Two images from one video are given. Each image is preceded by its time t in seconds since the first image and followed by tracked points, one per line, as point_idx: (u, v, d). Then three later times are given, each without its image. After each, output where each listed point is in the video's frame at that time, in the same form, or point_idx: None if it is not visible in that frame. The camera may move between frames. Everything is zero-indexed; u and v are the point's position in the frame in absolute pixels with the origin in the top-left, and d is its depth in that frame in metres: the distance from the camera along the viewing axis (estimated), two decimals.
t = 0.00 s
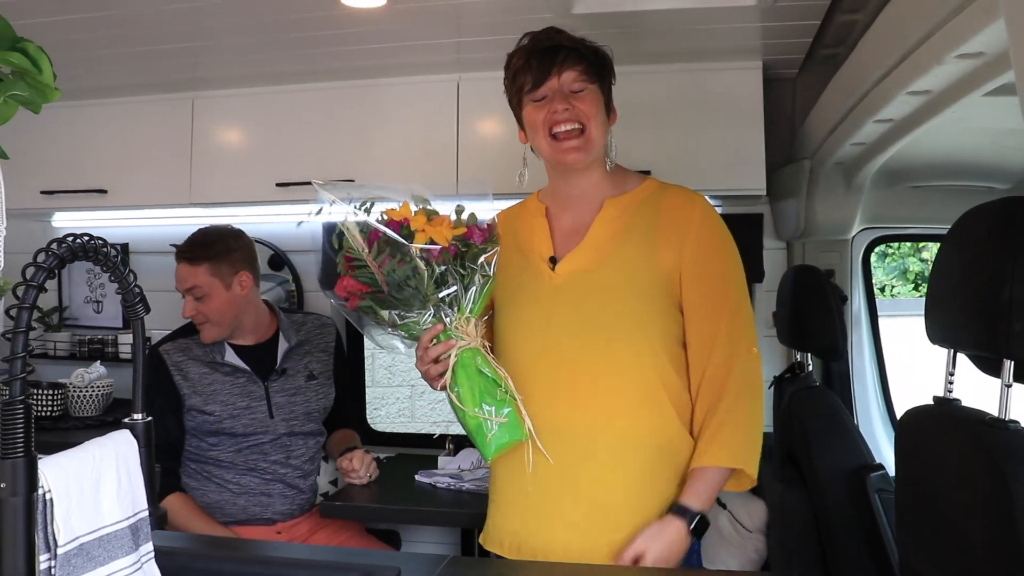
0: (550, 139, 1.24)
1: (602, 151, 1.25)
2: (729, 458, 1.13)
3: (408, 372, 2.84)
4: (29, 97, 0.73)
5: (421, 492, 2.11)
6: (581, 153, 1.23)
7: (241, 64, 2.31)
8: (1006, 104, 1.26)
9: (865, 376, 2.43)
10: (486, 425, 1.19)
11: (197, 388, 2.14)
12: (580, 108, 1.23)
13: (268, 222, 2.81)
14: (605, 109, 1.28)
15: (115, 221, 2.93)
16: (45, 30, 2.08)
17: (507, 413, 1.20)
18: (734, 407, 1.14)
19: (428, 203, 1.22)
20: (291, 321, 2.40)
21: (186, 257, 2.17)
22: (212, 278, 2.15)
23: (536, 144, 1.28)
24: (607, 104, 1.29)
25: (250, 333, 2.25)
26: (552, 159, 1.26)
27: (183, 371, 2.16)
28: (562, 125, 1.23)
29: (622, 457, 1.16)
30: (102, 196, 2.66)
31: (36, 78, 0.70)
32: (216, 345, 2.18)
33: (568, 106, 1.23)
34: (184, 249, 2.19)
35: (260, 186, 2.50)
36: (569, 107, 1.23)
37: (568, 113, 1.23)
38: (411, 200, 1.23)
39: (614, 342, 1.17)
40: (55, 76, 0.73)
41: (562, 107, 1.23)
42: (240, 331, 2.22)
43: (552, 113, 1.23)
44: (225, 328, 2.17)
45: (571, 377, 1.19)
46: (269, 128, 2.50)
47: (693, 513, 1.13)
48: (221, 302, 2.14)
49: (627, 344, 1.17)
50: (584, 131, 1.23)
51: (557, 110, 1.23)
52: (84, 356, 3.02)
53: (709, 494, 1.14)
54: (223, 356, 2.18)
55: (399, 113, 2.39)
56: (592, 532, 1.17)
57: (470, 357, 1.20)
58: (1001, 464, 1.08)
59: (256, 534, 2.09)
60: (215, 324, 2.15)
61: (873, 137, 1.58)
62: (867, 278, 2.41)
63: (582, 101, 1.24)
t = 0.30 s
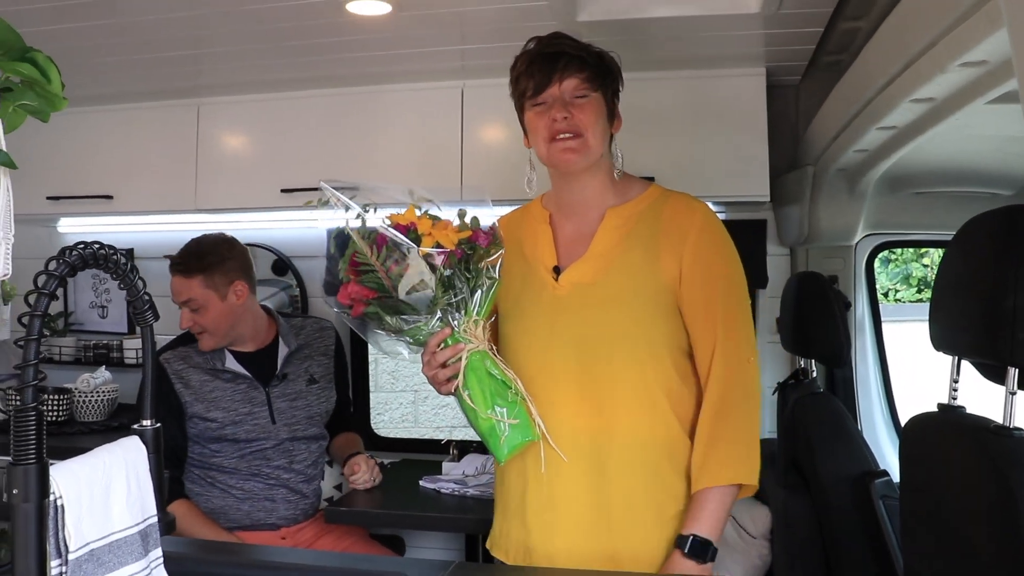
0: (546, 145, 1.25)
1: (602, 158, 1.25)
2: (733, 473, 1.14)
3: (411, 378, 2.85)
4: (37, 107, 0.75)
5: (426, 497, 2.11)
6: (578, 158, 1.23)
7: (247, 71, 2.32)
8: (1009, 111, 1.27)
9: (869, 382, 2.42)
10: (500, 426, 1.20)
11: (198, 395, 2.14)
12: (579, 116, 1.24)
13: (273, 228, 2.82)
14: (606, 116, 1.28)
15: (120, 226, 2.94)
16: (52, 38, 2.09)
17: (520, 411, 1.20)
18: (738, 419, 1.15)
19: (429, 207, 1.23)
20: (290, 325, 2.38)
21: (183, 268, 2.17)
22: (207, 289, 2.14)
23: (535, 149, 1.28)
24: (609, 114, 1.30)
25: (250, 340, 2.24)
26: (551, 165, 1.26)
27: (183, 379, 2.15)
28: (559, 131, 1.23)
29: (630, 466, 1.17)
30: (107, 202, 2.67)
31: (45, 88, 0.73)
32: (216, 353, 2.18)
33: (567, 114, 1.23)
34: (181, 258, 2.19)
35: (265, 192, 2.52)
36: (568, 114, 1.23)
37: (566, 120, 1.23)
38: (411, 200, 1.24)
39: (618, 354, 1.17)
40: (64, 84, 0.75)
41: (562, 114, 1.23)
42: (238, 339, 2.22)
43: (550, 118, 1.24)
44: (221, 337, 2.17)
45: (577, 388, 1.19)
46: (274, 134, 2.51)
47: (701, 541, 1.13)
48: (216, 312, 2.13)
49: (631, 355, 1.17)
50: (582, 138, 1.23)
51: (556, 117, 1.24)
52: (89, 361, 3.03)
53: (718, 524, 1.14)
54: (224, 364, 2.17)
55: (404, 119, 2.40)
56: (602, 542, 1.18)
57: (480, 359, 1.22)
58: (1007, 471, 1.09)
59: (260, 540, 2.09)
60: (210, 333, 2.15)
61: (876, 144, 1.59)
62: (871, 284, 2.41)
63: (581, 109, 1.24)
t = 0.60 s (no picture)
0: (546, 151, 1.25)
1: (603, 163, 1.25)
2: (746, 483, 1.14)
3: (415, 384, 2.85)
4: (49, 115, 0.75)
5: (430, 504, 2.11)
6: (577, 163, 1.23)
7: (253, 77, 2.32)
8: (1016, 120, 1.27)
9: (872, 389, 2.42)
10: (511, 442, 1.19)
11: (202, 405, 2.13)
12: (577, 121, 1.24)
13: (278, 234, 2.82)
14: (606, 122, 1.28)
15: (124, 232, 2.94)
16: (58, 44, 2.09)
17: (530, 425, 1.20)
18: (749, 428, 1.16)
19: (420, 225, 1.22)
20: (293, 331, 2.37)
21: (183, 280, 2.16)
22: (207, 300, 2.13)
23: (536, 155, 1.29)
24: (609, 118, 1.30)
25: (252, 348, 2.23)
26: (550, 171, 1.26)
27: (188, 388, 2.15)
28: (558, 137, 1.23)
29: (641, 477, 1.17)
30: (111, 208, 2.68)
31: (55, 96, 0.73)
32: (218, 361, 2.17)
33: (565, 119, 1.24)
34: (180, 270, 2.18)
35: (269, 198, 2.52)
36: (566, 119, 1.23)
37: (565, 125, 1.23)
38: (402, 214, 1.23)
39: (624, 363, 1.17)
40: (74, 92, 0.76)
41: (560, 119, 1.24)
42: (241, 348, 2.20)
43: (548, 124, 1.24)
44: (223, 347, 2.16)
45: (582, 398, 1.19)
46: (279, 140, 2.51)
47: (738, 560, 1.16)
48: (218, 321, 2.12)
49: (636, 364, 1.17)
50: (581, 144, 1.23)
51: (554, 122, 1.24)
52: (92, 367, 3.02)
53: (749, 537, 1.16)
54: (228, 372, 2.17)
55: (409, 126, 2.40)
56: (614, 555, 1.18)
57: (486, 374, 1.21)
58: (1014, 478, 1.08)
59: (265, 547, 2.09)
60: (212, 344, 2.14)
61: (882, 152, 1.59)
62: (874, 290, 2.42)
63: (580, 114, 1.25)
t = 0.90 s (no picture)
0: (539, 164, 1.25)
1: (598, 170, 1.24)
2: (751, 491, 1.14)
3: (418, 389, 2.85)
4: (57, 121, 0.76)
5: (435, 509, 2.11)
6: (567, 176, 1.22)
7: (258, 83, 2.33)
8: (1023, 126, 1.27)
9: (878, 393, 2.42)
10: (504, 455, 1.22)
11: (206, 412, 2.14)
12: (564, 131, 1.22)
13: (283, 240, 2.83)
14: (600, 125, 1.25)
15: (128, 238, 2.95)
16: (63, 50, 2.10)
17: (526, 439, 1.22)
18: (756, 436, 1.15)
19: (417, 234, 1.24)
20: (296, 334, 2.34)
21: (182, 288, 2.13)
22: (209, 310, 2.11)
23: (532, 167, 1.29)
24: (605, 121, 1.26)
25: (256, 354, 2.23)
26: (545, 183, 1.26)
27: (192, 396, 2.15)
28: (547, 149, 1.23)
29: (646, 484, 1.17)
30: (115, 214, 2.68)
31: (64, 103, 0.74)
32: (222, 366, 2.17)
33: (550, 130, 1.23)
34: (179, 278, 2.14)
35: (274, 204, 2.52)
36: (551, 130, 1.23)
37: (552, 137, 1.23)
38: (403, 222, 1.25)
39: (630, 369, 1.17)
40: (82, 99, 0.76)
41: (545, 131, 1.23)
42: (244, 354, 2.20)
43: (534, 138, 1.24)
44: (226, 355, 2.16)
45: (588, 404, 1.19)
46: (283, 146, 2.52)
47: (740, 567, 1.15)
48: (220, 329, 2.11)
49: (643, 370, 1.17)
50: (570, 154, 1.23)
51: (540, 134, 1.23)
52: (96, 373, 3.03)
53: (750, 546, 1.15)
54: (231, 378, 2.17)
55: (414, 132, 2.41)
56: (619, 562, 1.17)
57: (481, 387, 1.22)
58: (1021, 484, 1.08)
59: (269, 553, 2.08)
60: (215, 352, 2.14)
61: (887, 157, 1.59)
62: (880, 295, 2.40)
63: (566, 122, 1.23)
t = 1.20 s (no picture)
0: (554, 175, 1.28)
1: (600, 173, 1.23)
2: (758, 509, 1.07)
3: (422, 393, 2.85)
4: (62, 124, 0.76)
5: (439, 513, 2.11)
6: (571, 185, 1.25)
7: (262, 87, 2.33)
8: None
9: (882, 397, 2.41)
10: (526, 508, 1.22)
11: (211, 417, 2.14)
12: (561, 140, 1.24)
13: (287, 244, 2.83)
14: (601, 126, 1.22)
15: (133, 242, 2.96)
16: (68, 55, 2.10)
17: (544, 485, 1.22)
18: (772, 453, 1.08)
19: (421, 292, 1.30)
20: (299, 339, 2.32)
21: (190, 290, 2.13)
22: (218, 310, 2.11)
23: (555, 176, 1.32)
24: (609, 121, 1.22)
25: (259, 357, 2.23)
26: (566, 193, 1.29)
27: (196, 402, 2.15)
28: (552, 160, 1.26)
29: (660, 492, 1.15)
30: (120, 218, 2.69)
31: (69, 106, 0.74)
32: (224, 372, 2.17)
33: (550, 140, 1.25)
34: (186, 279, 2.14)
35: (279, 208, 2.52)
36: (549, 142, 1.25)
37: (552, 148, 1.25)
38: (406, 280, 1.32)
39: (648, 374, 1.15)
40: (86, 102, 0.76)
41: (546, 143, 1.26)
42: (249, 356, 2.20)
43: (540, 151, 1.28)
44: (232, 356, 2.15)
45: (608, 407, 1.18)
46: (287, 150, 2.52)
47: None
48: (223, 333, 2.11)
49: (661, 375, 1.15)
50: (572, 162, 1.24)
51: (543, 147, 1.27)
52: (101, 377, 3.03)
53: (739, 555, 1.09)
54: (234, 383, 2.17)
55: (418, 136, 2.41)
56: (634, 565, 1.18)
57: (501, 438, 1.24)
58: None
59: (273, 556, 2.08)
60: (222, 353, 2.13)
61: (893, 160, 1.59)
62: (883, 299, 2.40)
63: (562, 131, 1.24)
